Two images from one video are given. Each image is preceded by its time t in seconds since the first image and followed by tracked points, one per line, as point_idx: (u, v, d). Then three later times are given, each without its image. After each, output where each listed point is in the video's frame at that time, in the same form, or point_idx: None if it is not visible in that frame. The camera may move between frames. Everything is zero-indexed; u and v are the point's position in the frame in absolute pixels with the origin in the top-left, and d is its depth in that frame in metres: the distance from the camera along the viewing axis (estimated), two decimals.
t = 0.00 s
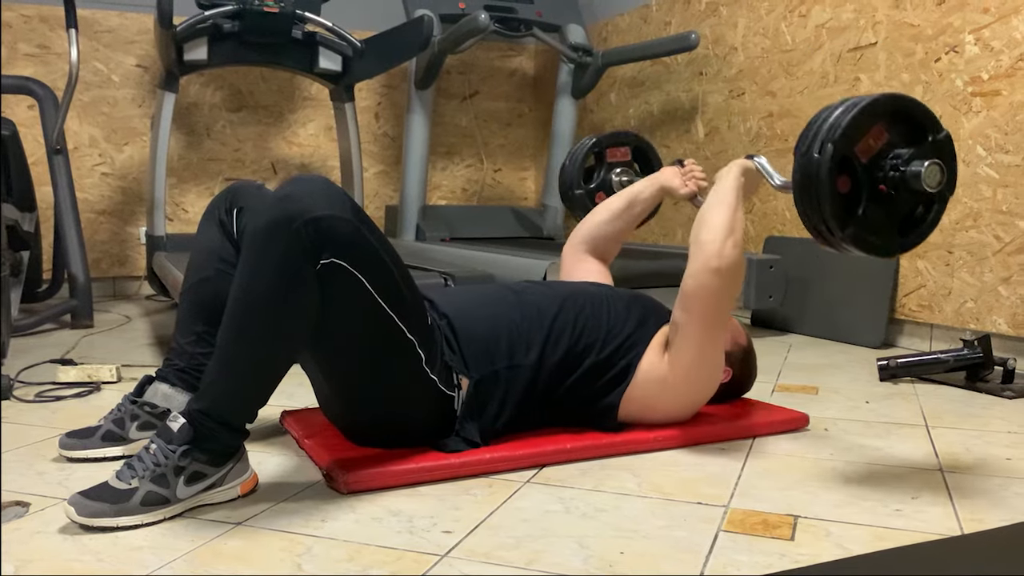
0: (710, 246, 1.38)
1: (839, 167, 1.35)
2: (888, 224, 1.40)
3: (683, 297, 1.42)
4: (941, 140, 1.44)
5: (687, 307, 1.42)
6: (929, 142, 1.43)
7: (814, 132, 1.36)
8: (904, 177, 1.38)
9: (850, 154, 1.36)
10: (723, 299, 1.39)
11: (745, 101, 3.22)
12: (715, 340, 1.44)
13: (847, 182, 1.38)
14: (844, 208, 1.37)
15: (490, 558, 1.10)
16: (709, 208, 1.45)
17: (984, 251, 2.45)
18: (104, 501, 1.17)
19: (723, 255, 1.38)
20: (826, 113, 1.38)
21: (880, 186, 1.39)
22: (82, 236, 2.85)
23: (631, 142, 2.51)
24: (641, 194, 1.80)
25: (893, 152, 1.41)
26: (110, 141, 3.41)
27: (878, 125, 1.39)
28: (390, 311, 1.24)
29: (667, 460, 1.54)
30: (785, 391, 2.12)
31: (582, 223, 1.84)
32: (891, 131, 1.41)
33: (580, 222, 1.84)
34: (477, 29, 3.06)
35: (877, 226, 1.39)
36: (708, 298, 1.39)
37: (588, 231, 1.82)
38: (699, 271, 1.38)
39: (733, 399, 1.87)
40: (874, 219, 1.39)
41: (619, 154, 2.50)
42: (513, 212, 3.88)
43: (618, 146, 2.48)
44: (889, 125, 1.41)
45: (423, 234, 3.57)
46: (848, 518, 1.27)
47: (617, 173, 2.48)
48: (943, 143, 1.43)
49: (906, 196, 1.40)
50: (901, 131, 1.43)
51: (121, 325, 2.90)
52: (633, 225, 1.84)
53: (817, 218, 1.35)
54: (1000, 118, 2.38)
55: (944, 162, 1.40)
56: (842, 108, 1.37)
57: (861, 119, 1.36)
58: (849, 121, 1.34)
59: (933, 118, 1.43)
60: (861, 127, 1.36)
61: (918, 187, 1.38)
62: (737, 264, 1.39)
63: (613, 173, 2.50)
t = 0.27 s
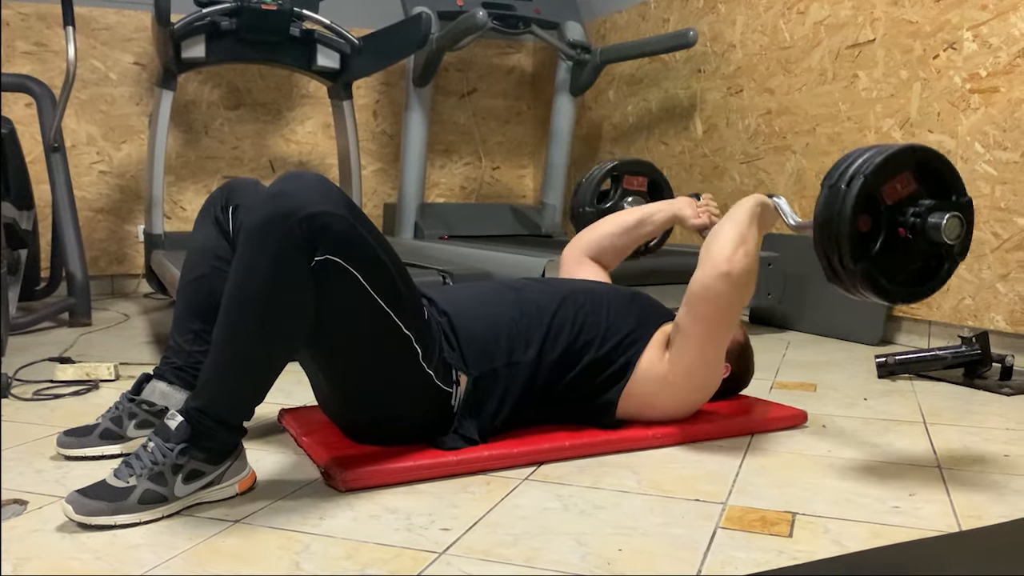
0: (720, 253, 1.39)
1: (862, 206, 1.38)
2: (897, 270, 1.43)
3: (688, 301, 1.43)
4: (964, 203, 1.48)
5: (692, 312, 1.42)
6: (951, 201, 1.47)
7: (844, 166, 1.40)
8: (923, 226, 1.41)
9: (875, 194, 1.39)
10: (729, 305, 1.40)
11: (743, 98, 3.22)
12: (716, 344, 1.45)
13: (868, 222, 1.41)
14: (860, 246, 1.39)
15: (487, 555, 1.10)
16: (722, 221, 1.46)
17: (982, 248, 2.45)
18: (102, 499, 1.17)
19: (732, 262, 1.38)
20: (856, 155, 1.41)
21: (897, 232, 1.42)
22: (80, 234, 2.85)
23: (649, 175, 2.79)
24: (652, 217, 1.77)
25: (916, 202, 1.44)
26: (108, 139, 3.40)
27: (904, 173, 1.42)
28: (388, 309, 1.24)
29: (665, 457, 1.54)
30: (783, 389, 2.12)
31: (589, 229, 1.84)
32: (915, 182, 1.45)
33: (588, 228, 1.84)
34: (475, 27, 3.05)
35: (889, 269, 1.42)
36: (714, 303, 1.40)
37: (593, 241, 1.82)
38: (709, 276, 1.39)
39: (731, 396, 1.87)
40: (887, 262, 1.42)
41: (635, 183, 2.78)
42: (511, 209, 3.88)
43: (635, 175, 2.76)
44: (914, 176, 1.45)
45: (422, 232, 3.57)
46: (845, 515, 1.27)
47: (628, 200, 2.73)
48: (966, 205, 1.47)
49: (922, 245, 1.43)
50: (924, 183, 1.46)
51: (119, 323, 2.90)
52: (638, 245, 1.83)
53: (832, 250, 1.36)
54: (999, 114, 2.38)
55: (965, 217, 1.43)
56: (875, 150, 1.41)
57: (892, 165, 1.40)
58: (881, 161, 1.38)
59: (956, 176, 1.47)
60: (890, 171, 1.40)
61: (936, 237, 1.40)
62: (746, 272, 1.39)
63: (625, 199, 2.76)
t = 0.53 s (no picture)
0: (733, 253, 1.40)
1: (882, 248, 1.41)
2: (914, 314, 1.45)
3: (698, 300, 1.43)
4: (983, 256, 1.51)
5: (700, 312, 1.43)
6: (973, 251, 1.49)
7: (871, 207, 1.44)
8: (942, 273, 1.43)
9: (897, 237, 1.42)
10: (739, 306, 1.40)
11: (743, 94, 3.22)
12: (721, 342, 1.46)
13: (888, 264, 1.44)
14: (878, 286, 1.42)
15: (488, 550, 1.10)
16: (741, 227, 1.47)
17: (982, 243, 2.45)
18: (103, 495, 1.17)
19: (746, 264, 1.38)
20: (881, 198, 1.45)
21: (916, 276, 1.44)
22: (80, 231, 2.85)
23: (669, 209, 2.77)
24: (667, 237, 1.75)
25: (937, 249, 1.47)
26: (107, 137, 3.40)
27: (928, 221, 1.45)
28: (388, 305, 1.24)
29: (665, 452, 1.54)
30: (783, 384, 2.13)
31: (608, 230, 1.83)
32: (939, 229, 1.47)
33: (607, 229, 1.83)
34: (474, 23, 3.05)
35: (906, 312, 1.44)
36: (723, 302, 1.40)
37: (607, 243, 1.81)
38: (720, 277, 1.39)
39: (732, 392, 1.88)
40: (905, 305, 1.44)
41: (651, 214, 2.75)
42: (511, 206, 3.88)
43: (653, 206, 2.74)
44: (938, 223, 1.47)
45: (421, 228, 3.57)
46: (846, 510, 1.27)
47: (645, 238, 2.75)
48: (986, 259, 1.50)
49: (940, 291, 1.45)
50: (947, 233, 1.49)
51: (119, 321, 2.90)
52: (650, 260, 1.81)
53: (850, 287, 1.40)
54: (999, 110, 2.38)
55: (984, 267, 1.45)
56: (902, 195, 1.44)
57: (917, 210, 1.43)
58: (906, 205, 1.41)
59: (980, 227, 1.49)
60: (914, 216, 1.43)
61: (954, 286, 1.43)
62: (759, 276, 1.39)
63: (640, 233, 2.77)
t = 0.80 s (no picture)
0: (746, 254, 1.42)
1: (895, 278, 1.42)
2: (923, 346, 1.46)
3: (706, 300, 1.44)
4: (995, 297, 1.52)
5: (708, 315, 1.44)
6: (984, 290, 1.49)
7: (887, 237, 1.45)
8: (952, 307, 1.43)
9: (911, 268, 1.43)
10: (748, 307, 1.43)
11: (743, 90, 3.21)
12: (724, 341, 1.47)
13: (899, 293, 1.44)
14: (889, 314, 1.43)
15: (490, 548, 1.10)
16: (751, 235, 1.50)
17: (983, 239, 2.45)
18: (105, 493, 1.18)
19: (758, 268, 1.41)
20: (898, 229, 1.46)
21: (927, 308, 1.45)
22: (80, 229, 2.85)
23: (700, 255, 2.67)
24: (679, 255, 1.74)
25: (949, 284, 1.47)
26: (107, 134, 3.40)
27: (941, 255, 1.46)
28: (390, 303, 1.24)
29: (667, 450, 1.54)
30: (784, 381, 2.13)
31: (630, 238, 1.81)
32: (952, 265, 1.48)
33: (631, 238, 1.81)
34: (474, 20, 3.05)
35: (914, 342, 1.45)
36: (732, 303, 1.42)
37: (625, 250, 1.79)
38: (734, 276, 1.41)
39: (733, 389, 1.87)
40: (913, 335, 1.45)
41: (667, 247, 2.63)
42: (511, 203, 3.88)
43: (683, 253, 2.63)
44: (952, 259, 1.48)
45: (422, 226, 3.57)
46: (847, 506, 1.27)
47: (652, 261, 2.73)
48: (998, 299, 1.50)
49: (949, 324, 1.45)
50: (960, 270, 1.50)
51: (119, 318, 2.90)
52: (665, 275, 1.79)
53: (860, 312, 1.41)
54: (999, 106, 2.38)
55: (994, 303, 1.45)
56: (919, 229, 1.46)
57: (930, 244, 1.44)
58: (921, 237, 1.43)
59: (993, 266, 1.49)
60: (929, 248, 1.44)
61: (964, 321, 1.42)
62: (769, 280, 1.42)
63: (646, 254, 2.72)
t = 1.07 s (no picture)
0: (733, 248, 1.39)
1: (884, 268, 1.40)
2: (912, 336, 1.44)
3: (700, 298, 1.43)
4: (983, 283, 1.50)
5: (701, 313, 1.43)
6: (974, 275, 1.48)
7: (873, 227, 1.44)
8: (942, 295, 1.42)
9: (899, 257, 1.41)
10: (738, 304, 1.40)
11: (743, 88, 3.21)
12: (720, 337, 1.46)
13: (890, 283, 1.43)
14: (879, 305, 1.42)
15: (489, 545, 1.10)
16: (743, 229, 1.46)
17: (983, 237, 2.45)
18: (104, 491, 1.18)
19: (747, 263, 1.38)
20: (884, 218, 1.45)
21: (917, 297, 1.43)
22: (80, 228, 2.85)
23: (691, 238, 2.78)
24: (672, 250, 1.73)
25: (938, 271, 1.46)
26: (107, 133, 3.40)
27: (929, 243, 1.45)
28: (397, 302, 1.24)
29: (666, 447, 1.54)
30: (784, 378, 2.13)
31: (619, 233, 1.81)
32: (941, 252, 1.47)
33: (621, 232, 1.81)
34: (474, 17, 3.04)
35: (906, 332, 1.43)
36: (723, 301, 1.40)
37: (616, 245, 1.79)
38: (721, 271, 1.39)
39: (733, 386, 1.87)
40: (904, 325, 1.43)
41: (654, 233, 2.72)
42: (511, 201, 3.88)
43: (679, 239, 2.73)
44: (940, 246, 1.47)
45: (422, 224, 3.57)
46: (846, 503, 1.27)
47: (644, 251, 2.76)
48: (987, 284, 1.49)
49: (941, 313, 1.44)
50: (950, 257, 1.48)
51: (119, 317, 2.90)
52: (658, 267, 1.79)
53: (851, 304, 1.40)
54: (999, 102, 2.38)
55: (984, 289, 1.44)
56: (905, 218, 1.44)
57: (917, 232, 1.43)
58: (907, 226, 1.42)
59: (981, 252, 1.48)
60: (916, 237, 1.43)
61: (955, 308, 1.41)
62: (759, 275, 1.39)
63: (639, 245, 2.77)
